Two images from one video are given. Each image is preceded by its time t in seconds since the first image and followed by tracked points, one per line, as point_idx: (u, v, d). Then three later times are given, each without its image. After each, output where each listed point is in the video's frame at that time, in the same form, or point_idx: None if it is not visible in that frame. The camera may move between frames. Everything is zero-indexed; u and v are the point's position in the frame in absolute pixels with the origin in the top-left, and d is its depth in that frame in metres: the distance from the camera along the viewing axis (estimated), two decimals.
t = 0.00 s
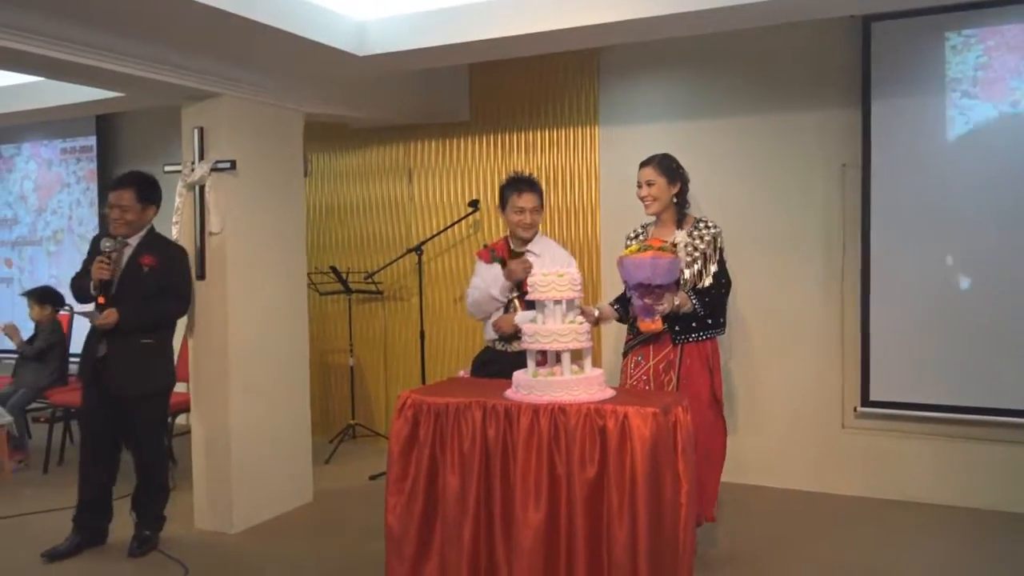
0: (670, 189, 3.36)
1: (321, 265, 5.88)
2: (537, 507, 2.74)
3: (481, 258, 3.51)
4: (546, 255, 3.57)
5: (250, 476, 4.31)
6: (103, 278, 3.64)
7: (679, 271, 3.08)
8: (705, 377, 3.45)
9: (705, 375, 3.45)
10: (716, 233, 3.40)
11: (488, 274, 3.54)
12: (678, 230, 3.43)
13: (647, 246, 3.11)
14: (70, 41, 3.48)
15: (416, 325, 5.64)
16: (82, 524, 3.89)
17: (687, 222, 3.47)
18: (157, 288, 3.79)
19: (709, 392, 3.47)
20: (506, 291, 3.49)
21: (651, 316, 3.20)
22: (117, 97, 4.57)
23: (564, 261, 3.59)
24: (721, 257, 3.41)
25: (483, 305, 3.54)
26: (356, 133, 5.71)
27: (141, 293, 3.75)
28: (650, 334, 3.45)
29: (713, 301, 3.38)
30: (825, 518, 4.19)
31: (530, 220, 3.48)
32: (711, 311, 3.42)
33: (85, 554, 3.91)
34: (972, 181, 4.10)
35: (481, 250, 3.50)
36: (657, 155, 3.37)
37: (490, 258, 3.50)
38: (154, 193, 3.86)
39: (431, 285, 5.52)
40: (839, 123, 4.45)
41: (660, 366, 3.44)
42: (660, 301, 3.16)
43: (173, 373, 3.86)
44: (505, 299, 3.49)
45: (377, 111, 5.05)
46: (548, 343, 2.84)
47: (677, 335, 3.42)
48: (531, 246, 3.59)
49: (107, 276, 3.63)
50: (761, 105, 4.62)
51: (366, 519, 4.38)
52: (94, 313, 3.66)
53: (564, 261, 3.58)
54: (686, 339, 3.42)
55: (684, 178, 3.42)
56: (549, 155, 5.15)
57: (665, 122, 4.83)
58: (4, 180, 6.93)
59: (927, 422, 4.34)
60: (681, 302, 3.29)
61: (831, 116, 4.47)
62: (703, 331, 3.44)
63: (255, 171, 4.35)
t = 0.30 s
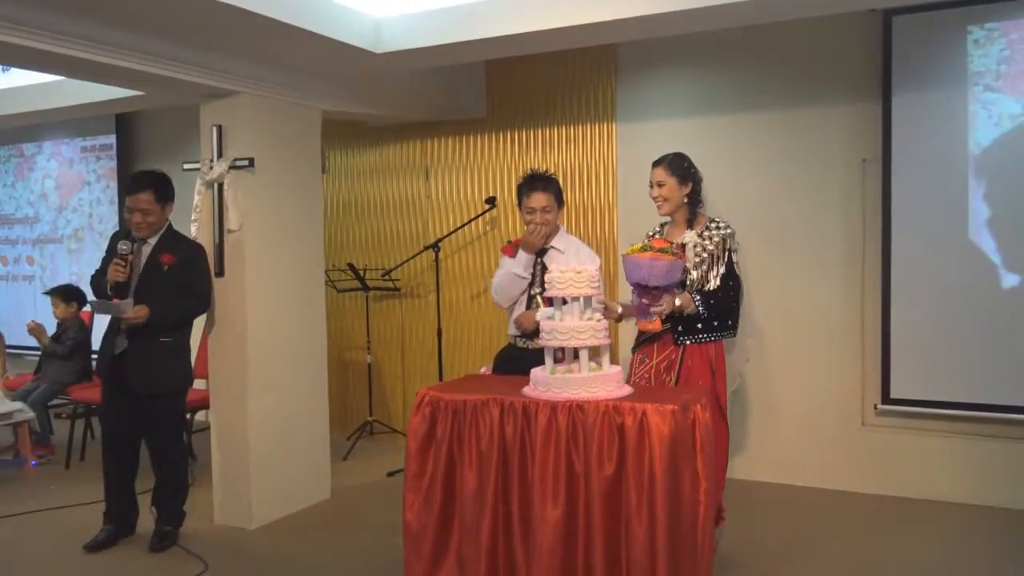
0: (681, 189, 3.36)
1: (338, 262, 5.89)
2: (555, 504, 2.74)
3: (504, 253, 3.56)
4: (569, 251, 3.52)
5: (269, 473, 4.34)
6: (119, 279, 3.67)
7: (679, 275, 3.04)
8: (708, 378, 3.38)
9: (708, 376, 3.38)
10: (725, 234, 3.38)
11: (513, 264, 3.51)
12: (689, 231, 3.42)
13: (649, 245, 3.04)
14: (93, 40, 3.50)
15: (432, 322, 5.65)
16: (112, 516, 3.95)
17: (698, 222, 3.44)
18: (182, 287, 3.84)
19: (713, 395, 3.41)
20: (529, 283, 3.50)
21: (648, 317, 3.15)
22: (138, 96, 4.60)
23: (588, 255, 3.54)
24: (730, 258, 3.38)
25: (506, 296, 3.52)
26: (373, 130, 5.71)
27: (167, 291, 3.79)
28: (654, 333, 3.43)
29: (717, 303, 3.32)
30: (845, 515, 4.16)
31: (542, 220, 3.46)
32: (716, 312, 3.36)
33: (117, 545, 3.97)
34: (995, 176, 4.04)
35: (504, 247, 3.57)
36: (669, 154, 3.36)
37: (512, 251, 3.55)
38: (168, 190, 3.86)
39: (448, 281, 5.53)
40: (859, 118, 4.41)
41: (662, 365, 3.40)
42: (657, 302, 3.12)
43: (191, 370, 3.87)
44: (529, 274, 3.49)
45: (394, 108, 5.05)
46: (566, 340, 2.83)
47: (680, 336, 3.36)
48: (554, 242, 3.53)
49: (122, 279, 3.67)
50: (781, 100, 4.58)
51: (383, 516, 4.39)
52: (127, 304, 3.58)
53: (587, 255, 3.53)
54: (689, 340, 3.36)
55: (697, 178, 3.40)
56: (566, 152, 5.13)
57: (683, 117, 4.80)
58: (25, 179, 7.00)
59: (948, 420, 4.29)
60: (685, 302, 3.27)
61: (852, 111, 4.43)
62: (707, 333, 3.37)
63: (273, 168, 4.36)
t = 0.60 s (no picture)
0: (696, 186, 3.34)
1: (354, 260, 5.91)
2: (572, 502, 2.73)
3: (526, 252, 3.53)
4: (592, 249, 3.51)
5: (285, 470, 4.35)
6: (131, 279, 3.64)
7: (687, 273, 3.03)
8: (721, 377, 3.36)
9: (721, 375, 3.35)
10: (739, 232, 3.36)
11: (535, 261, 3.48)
12: (703, 227, 3.40)
13: (657, 243, 3.05)
14: (112, 38, 3.53)
15: (448, 320, 5.65)
16: (130, 511, 3.97)
17: (713, 219, 3.41)
18: (193, 282, 3.85)
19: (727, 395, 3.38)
20: (551, 281, 3.48)
21: (657, 315, 3.13)
22: (156, 94, 4.62)
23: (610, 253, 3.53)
24: (744, 256, 3.35)
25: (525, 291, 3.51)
26: (389, 128, 5.72)
27: (181, 286, 3.82)
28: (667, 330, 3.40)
29: (729, 301, 3.30)
30: (863, 515, 4.13)
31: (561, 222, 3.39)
32: (729, 310, 3.33)
33: (136, 540, 4.00)
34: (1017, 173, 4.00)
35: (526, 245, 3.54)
36: (686, 150, 3.35)
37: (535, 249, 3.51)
38: (170, 185, 3.85)
39: (464, 279, 5.53)
40: (878, 114, 4.38)
41: (675, 363, 3.37)
42: (665, 300, 3.11)
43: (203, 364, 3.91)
44: (549, 271, 3.46)
45: (410, 105, 5.05)
46: (582, 338, 2.83)
47: (692, 334, 3.33)
48: (577, 241, 3.53)
49: (134, 279, 3.64)
50: (799, 97, 4.55)
51: (399, 512, 4.39)
52: (150, 294, 3.64)
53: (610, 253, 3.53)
54: (702, 339, 3.34)
55: (713, 175, 3.37)
56: (582, 149, 5.12)
57: (701, 115, 4.78)
58: (45, 177, 7.06)
59: (969, 419, 4.25)
60: (696, 301, 3.23)
61: (871, 107, 4.39)
62: (721, 331, 3.35)
63: (290, 166, 4.38)
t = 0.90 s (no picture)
0: (716, 176, 3.31)
1: (367, 258, 5.92)
2: (585, 499, 2.72)
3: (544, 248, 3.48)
4: (610, 246, 3.48)
5: (300, 467, 4.36)
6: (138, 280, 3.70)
7: (709, 266, 3.00)
8: (747, 370, 3.33)
9: (747, 368, 3.33)
10: (760, 223, 3.31)
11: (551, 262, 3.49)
12: (722, 219, 3.36)
13: (678, 236, 3.00)
14: (125, 38, 3.54)
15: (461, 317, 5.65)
16: (146, 508, 4.00)
17: (733, 211, 3.37)
18: (199, 279, 3.87)
19: (754, 388, 3.35)
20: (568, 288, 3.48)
21: (680, 310, 3.11)
22: (169, 94, 4.64)
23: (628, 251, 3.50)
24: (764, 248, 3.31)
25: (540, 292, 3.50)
26: (400, 126, 5.73)
27: (187, 283, 3.83)
28: (692, 325, 3.41)
29: (751, 293, 3.27)
30: (879, 511, 4.10)
31: (583, 220, 3.39)
32: (753, 302, 3.30)
33: (151, 538, 4.02)
34: None
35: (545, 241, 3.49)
36: (705, 141, 3.32)
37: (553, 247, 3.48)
38: (171, 184, 3.86)
39: (476, 276, 5.52)
40: (894, 107, 4.34)
41: (701, 358, 3.37)
42: (688, 294, 3.08)
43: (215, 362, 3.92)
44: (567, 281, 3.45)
45: (422, 102, 5.05)
46: (594, 334, 2.81)
47: (717, 328, 3.33)
48: (595, 237, 3.49)
49: (141, 280, 3.70)
50: (813, 91, 4.52)
51: (413, 510, 4.39)
52: (161, 292, 3.64)
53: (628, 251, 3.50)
54: (727, 333, 3.32)
55: (732, 166, 3.33)
56: (595, 145, 5.11)
57: (713, 109, 4.76)
58: (60, 177, 7.10)
59: (988, 415, 4.20)
60: (718, 295, 3.21)
61: (886, 100, 4.35)
62: (746, 323, 3.32)
63: (302, 164, 4.38)
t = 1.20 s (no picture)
0: (730, 175, 3.27)
1: (375, 256, 5.92)
2: (594, 497, 2.72)
3: (551, 246, 3.55)
4: (615, 241, 3.44)
5: (310, 465, 4.37)
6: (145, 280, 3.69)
7: (725, 267, 2.98)
8: (763, 370, 3.32)
9: (763, 367, 3.32)
10: (775, 223, 3.29)
11: (558, 262, 3.52)
12: (737, 218, 3.33)
13: (692, 239, 2.97)
14: (135, 38, 3.55)
15: (469, 314, 5.65)
16: (155, 505, 4.01)
17: (747, 210, 3.35)
18: (207, 276, 3.88)
19: (771, 387, 3.32)
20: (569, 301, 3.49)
21: (696, 312, 3.08)
22: (178, 92, 4.65)
23: (634, 246, 3.46)
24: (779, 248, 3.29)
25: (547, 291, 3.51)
26: (408, 123, 5.72)
27: (194, 280, 3.85)
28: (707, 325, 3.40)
29: (767, 294, 3.25)
30: (889, 510, 4.08)
31: (594, 218, 3.39)
32: (769, 302, 3.28)
33: (161, 534, 4.03)
34: None
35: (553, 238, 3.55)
36: (719, 138, 3.28)
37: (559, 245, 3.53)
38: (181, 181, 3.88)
39: (485, 273, 5.52)
40: (906, 103, 4.31)
41: (717, 358, 3.36)
42: (703, 296, 3.05)
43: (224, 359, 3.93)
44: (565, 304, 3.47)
45: (431, 100, 5.04)
46: (603, 332, 2.80)
47: (732, 329, 3.32)
48: (600, 233, 3.46)
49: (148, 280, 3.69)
50: (823, 87, 4.50)
51: (423, 507, 4.40)
52: (171, 284, 3.68)
53: (633, 246, 3.46)
54: (743, 333, 3.31)
55: (747, 164, 3.30)
56: (604, 141, 5.10)
57: (723, 106, 4.74)
58: (70, 175, 7.13)
59: (999, 413, 4.18)
60: (733, 296, 3.20)
61: (898, 97, 4.33)
62: (761, 324, 3.31)
63: (312, 162, 4.39)
